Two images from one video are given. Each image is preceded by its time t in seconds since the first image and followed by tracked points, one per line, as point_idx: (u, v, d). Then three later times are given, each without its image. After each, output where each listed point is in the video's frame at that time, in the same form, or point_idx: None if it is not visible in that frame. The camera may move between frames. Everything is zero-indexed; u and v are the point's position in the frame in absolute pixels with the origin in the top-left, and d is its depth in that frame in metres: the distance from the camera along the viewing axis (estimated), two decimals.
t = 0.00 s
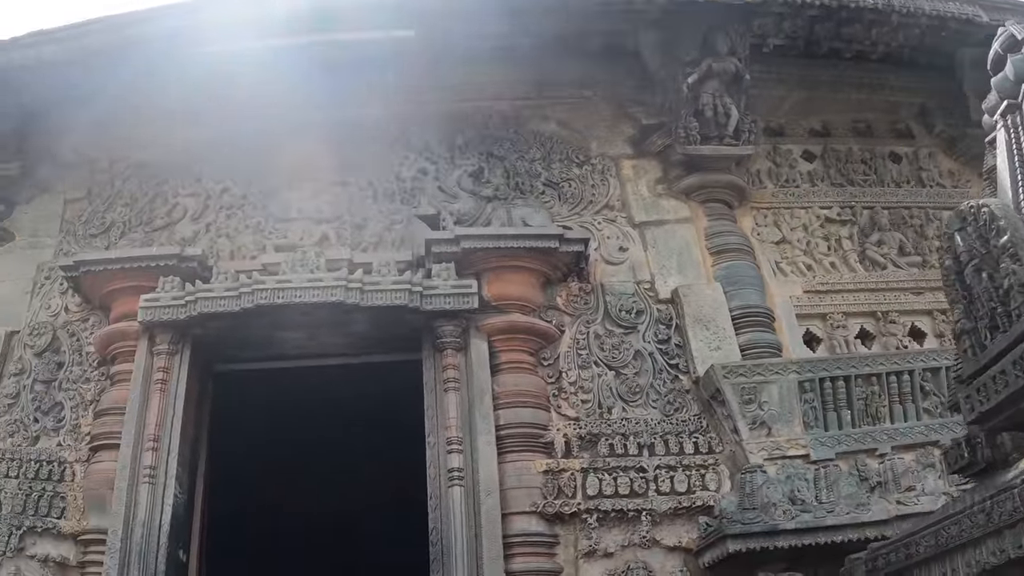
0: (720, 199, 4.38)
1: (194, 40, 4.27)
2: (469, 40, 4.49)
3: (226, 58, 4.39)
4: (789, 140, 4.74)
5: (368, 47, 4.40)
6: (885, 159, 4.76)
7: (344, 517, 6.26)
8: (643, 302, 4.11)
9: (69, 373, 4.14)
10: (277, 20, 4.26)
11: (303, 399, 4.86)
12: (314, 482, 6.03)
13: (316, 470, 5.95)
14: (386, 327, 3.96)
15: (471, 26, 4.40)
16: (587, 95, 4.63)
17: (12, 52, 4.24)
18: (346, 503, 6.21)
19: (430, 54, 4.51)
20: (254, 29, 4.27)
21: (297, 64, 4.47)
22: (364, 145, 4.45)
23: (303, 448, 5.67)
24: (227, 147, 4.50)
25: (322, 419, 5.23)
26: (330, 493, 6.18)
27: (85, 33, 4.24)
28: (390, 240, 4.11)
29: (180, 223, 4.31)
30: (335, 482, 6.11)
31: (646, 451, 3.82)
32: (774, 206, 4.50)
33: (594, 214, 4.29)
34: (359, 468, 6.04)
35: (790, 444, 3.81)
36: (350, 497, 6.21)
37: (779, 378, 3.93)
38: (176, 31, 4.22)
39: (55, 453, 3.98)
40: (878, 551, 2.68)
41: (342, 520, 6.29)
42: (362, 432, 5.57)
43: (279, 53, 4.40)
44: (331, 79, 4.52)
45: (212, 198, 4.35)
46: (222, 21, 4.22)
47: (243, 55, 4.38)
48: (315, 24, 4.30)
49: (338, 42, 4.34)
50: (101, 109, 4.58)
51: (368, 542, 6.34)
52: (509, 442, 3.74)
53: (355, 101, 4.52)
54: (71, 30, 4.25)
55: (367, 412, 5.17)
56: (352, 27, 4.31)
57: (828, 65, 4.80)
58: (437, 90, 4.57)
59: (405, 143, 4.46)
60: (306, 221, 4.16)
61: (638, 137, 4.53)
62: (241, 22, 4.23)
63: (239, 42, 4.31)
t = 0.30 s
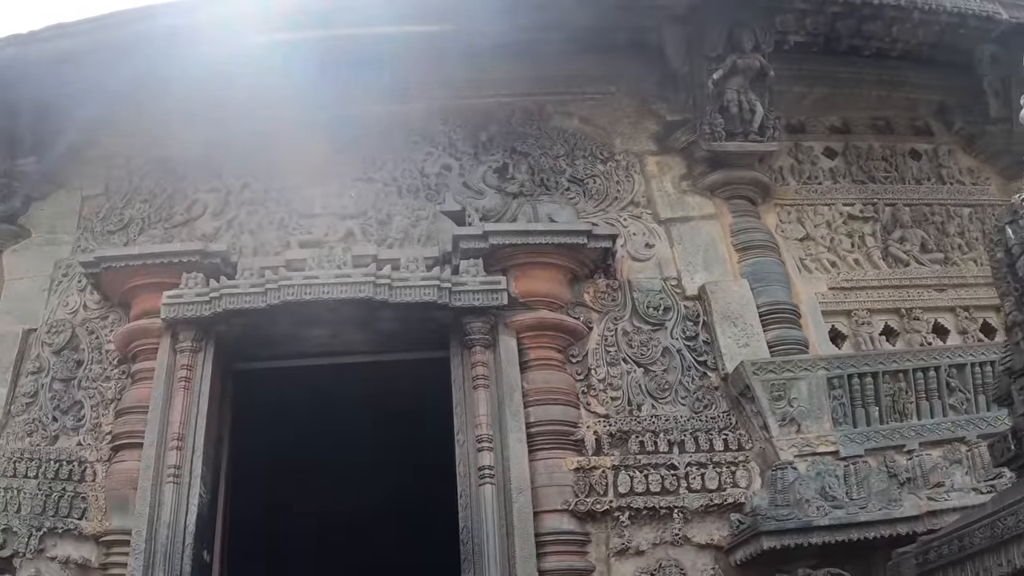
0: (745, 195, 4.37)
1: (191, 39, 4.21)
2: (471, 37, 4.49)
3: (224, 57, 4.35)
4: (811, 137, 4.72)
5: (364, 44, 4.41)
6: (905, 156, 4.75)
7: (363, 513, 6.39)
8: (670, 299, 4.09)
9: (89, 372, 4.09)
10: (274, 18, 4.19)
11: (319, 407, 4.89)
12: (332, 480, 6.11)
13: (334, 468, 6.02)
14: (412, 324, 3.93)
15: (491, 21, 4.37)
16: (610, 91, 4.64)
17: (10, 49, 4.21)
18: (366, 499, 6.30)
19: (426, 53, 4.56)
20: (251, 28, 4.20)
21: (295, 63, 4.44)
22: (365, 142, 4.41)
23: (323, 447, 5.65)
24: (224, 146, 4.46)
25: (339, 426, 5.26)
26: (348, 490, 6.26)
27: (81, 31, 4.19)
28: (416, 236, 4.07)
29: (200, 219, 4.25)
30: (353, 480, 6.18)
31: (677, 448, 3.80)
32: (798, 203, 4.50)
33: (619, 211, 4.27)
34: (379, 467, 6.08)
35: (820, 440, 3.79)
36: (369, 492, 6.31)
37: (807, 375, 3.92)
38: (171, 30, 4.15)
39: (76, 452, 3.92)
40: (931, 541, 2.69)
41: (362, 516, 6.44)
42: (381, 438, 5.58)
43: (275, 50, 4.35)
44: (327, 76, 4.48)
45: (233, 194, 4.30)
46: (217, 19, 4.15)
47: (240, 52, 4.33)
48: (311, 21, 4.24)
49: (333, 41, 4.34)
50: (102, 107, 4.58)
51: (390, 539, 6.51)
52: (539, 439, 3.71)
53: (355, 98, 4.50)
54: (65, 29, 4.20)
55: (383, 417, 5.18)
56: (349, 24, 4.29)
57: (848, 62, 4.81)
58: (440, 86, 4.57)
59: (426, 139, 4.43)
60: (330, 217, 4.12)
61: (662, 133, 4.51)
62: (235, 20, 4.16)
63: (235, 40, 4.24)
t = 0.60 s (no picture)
0: (765, 194, 4.36)
1: (194, 40, 4.20)
2: (474, 34, 4.43)
3: (224, 57, 4.35)
4: (828, 136, 4.72)
5: (363, 42, 4.41)
6: (922, 155, 4.76)
7: (363, 513, 6.55)
8: (693, 297, 4.08)
9: (104, 372, 4.04)
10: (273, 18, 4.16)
11: (323, 409, 4.99)
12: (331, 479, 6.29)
13: (333, 468, 6.20)
14: (434, 323, 3.90)
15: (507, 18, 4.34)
16: (629, 89, 4.62)
17: (21, 45, 4.16)
18: (365, 498, 6.49)
19: (426, 52, 4.52)
20: (250, 27, 4.18)
21: (294, 63, 4.44)
22: (365, 140, 4.40)
23: (326, 448, 5.85)
24: (225, 146, 4.46)
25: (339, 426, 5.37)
26: (347, 490, 6.43)
27: (91, 28, 4.16)
28: (438, 234, 4.04)
29: (218, 218, 4.24)
30: (352, 478, 6.38)
31: (701, 447, 3.79)
32: (816, 202, 4.49)
33: (640, 209, 4.26)
34: (375, 466, 6.30)
35: (844, 439, 3.78)
36: (367, 491, 6.49)
37: (831, 373, 3.91)
38: (172, 31, 4.13)
39: (92, 454, 3.87)
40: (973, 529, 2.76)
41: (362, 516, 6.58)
42: (378, 437, 5.79)
43: (274, 50, 4.35)
44: (326, 74, 4.49)
45: (250, 191, 4.29)
46: (215, 18, 4.12)
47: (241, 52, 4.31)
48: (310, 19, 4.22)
49: (332, 40, 4.35)
50: (105, 106, 4.54)
51: (391, 540, 6.64)
52: (565, 439, 3.68)
53: (355, 97, 4.50)
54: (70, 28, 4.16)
55: (384, 415, 5.27)
56: (348, 24, 4.29)
57: (864, 61, 4.80)
58: (447, 85, 4.56)
59: (445, 137, 4.41)
60: (350, 215, 4.09)
61: (681, 132, 4.50)
62: (234, 19, 4.13)
63: (235, 41, 4.22)
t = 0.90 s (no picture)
0: (782, 195, 4.40)
1: (196, 41, 4.20)
2: (475, 36, 4.42)
3: (226, 58, 4.33)
4: (842, 137, 4.77)
5: (363, 43, 4.40)
6: (934, 156, 4.81)
7: (361, 513, 6.54)
8: (713, 298, 4.11)
9: (124, 373, 4.02)
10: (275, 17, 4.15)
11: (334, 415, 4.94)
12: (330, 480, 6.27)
13: (333, 470, 6.16)
14: (457, 324, 3.90)
15: (524, 18, 4.33)
16: (647, 90, 4.64)
17: (36, 44, 4.12)
18: (365, 498, 6.49)
19: (425, 52, 4.53)
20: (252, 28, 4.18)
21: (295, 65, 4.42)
22: (367, 139, 4.41)
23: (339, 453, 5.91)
24: (227, 146, 4.48)
25: (347, 432, 5.34)
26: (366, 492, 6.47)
27: (106, 27, 4.11)
28: (459, 234, 4.05)
29: (237, 218, 4.23)
30: (351, 480, 6.34)
31: (723, 446, 3.82)
32: (831, 202, 4.53)
33: (659, 210, 4.29)
34: (374, 467, 6.26)
35: (863, 438, 3.81)
36: (367, 491, 6.48)
37: (850, 373, 3.93)
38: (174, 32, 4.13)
39: (113, 456, 3.85)
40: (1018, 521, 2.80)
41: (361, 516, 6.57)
42: (382, 441, 5.74)
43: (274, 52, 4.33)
44: (326, 74, 4.47)
45: (269, 191, 4.28)
46: (216, 19, 4.12)
47: (242, 54, 4.31)
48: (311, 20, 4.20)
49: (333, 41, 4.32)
50: (108, 106, 4.51)
51: (389, 539, 6.65)
52: (589, 439, 3.70)
53: (357, 98, 4.50)
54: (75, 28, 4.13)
55: (394, 417, 5.20)
56: (348, 26, 4.28)
57: (877, 62, 4.84)
58: (465, 85, 4.58)
59: (463, 137, 4.42)
60: (372, 216, 4.09)
61: (699, 133, 4.53)
62: (235, 18, 4.13)
63: (236, 40, 4.22)
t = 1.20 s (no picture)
0: (795, 198, 4.45)
1: (205, 46, 4.20)
2: (480, 39, 4.42)
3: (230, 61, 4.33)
4: (852, 141, 4.83)
5: (368, 47, 4.40)
6: (943, 159, 4.88)
7: (384, 512, 6.58)
8: (729, 300, 4.16)
9: (143, 376, 4.03)
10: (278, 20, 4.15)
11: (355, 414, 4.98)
12: (348, 478, 6.31)
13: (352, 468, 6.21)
14: (477, 326, 3.93)
15: (540, 23, 4.39)
16: (661, 95, 4.70)
17: (57, 45, 4.13)
18: (386, 498, 6.52)
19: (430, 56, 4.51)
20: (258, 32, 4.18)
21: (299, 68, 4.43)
22: (378, 141, 4.44)
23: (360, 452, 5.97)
24: (235, 146, 4.50)
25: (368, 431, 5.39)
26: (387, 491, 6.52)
27: (124, 29, 4.11)
28: (479, 237, 4.08)
29: (255, 221, 4.25)
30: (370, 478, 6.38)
31: (741, 447, 3.86)
32: (843, 206, 4.59)
33: (675, 213, 4.34)
34: (393, 466, 6.30)
35: (878, 439, 3.85)
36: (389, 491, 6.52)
37: (865, 375, 3.98)
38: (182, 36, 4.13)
39: (134, 459, 3.85)
40: None
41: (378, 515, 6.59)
42: (403, 439, 5.79)
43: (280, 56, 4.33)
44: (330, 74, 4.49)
45: (288, 195, 4.29)
46: (220, 23, 4.11)
47: (246, 57, 4.31)
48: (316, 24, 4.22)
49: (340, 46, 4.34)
50: (123, 105, 4.51)
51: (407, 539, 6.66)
52: (609, 440, 3.74)
53: (362, 100, 4.52)
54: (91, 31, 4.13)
55: (413, 417, 5.25)
56: (352, 29, 4.30)
57: (887, 67, 4.90)
58: (480, 89, 4.61)
59: (480, 141, 4.45)
60: (392, 219, 4.12)
61: (714, 137, 4.59)
62: (240, 22, 4.13)
63: (240, 43, 4.22)
